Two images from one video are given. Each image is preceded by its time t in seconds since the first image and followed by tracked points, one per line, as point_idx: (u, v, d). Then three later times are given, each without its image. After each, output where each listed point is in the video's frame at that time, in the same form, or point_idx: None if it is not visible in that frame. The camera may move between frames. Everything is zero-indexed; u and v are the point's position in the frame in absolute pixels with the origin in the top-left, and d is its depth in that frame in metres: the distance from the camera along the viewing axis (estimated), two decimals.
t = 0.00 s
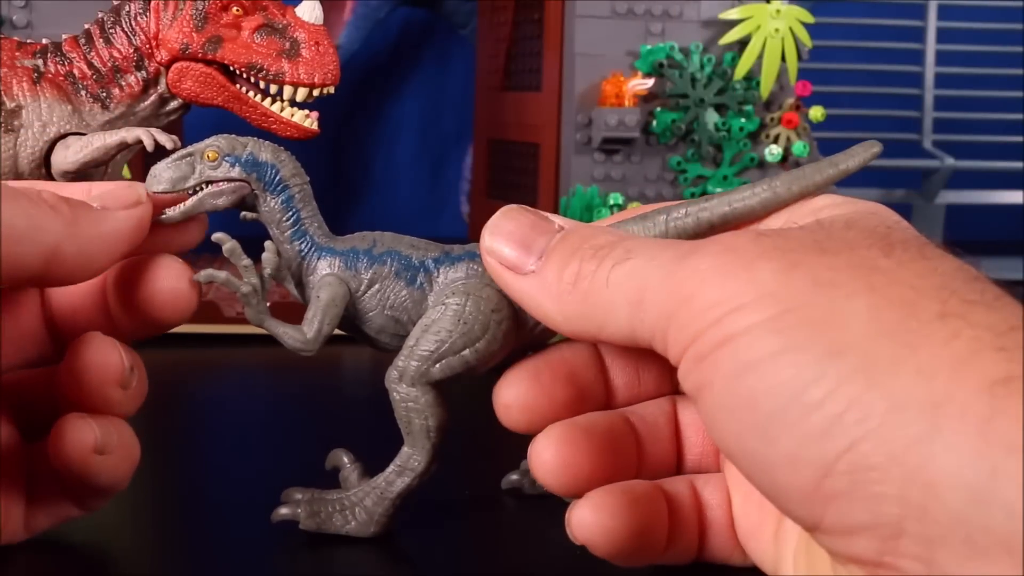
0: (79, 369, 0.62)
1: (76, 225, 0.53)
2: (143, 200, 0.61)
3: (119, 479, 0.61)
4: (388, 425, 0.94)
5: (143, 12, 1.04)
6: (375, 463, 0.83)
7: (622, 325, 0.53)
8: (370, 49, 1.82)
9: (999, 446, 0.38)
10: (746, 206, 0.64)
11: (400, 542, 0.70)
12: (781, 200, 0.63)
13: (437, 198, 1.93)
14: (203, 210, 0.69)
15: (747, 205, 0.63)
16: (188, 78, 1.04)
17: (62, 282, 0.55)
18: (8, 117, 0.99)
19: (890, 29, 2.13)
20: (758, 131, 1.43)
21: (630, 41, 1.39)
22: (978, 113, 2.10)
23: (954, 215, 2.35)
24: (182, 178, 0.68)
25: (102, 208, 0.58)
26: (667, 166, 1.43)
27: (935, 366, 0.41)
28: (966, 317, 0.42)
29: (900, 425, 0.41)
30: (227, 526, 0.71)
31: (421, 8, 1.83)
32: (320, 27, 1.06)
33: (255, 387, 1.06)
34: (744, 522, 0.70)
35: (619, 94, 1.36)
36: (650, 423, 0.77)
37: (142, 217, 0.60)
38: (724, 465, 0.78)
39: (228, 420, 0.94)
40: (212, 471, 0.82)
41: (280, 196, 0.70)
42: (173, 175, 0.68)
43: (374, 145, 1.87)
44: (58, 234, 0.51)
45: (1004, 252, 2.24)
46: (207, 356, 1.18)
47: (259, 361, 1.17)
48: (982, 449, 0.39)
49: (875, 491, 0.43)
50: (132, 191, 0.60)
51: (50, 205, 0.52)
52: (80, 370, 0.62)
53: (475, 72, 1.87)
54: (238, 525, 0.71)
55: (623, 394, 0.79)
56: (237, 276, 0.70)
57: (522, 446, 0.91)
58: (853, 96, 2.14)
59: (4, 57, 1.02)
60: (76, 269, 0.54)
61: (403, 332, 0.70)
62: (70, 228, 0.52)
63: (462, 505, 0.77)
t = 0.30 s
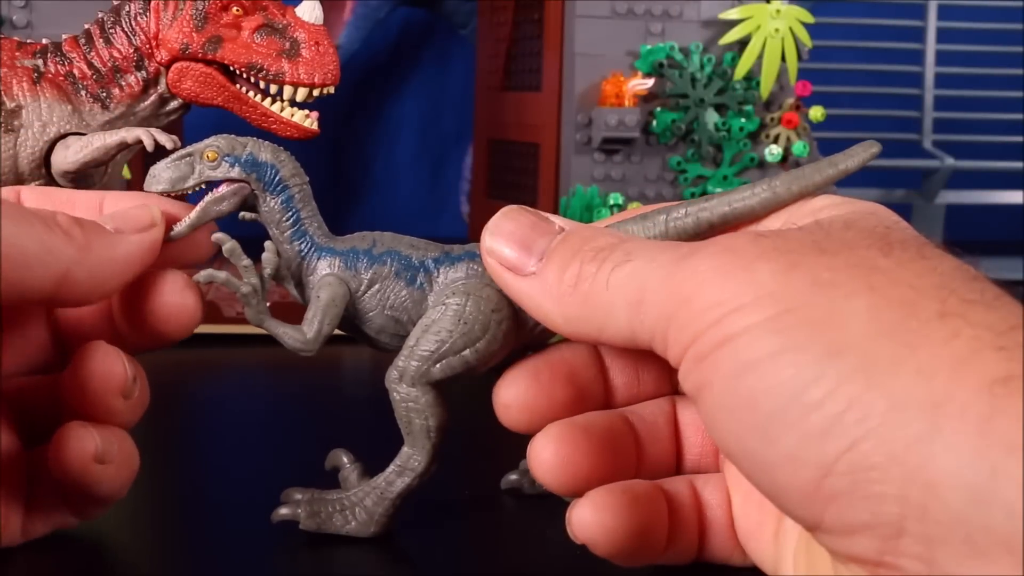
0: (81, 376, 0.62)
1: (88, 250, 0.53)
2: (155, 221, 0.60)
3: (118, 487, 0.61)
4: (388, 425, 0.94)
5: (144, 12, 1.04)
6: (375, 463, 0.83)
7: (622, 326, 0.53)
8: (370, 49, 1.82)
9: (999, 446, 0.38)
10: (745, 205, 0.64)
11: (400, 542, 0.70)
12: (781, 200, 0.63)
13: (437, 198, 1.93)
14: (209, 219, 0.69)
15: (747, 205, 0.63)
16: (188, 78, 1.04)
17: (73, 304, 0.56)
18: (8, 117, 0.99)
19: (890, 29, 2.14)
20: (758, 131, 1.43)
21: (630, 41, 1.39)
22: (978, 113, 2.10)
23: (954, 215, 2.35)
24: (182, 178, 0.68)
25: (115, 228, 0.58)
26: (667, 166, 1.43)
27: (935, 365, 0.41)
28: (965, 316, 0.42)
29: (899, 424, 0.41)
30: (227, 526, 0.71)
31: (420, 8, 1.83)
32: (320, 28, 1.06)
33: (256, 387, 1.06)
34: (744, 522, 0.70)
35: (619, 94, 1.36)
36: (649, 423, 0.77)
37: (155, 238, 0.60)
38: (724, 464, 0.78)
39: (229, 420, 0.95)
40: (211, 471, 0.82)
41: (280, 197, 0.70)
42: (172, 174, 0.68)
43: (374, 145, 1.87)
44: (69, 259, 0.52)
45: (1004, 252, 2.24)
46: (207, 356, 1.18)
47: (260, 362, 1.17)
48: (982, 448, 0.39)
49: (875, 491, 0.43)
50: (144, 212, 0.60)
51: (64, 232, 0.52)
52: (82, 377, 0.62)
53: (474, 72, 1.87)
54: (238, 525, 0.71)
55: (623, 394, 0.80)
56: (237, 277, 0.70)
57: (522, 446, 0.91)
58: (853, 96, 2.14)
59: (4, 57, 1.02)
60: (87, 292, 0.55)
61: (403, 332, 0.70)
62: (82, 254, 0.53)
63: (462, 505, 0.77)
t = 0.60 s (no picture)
0: (85, 387, 0.62)
1: (103, 273, 0.54)
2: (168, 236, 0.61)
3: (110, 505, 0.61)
4: (388, 425, 0.94)
5: (143, 12, 1.04)
6: (375, 463, 0.83)
7: (621, 327, 0.53)
8: (370, 49, 1.82)
9: (994, 443, 0.38)
10: (745, 201, 0.64)
11: (400, 541, 0.70)
12: (780, 195, 0.63)
13: (437, 198, 1.93)
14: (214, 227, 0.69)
15: (746, 200, 0.63)
16: (188, 78, 1.04)
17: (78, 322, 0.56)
18: (8, 117, 0.99)
19: (890, 29, 2.14)
20: (758, 131, 1.43)
21: (630, 41, 1.39)
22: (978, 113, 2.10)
23: (954, 215, 2.35)
24: (183, 184, 0.67)
25: (128, 247, 0.58)
26: (667, 166, 1.43)
27: (930, 363, 0.41)
28: (961, 314, 0.42)
29: (896, 422, 0.41)
30: (228, 526, 0.71)
31: (420, 8, 1.83)
32: (320, 27, 1.06)
33: (257, 387, 1.06)
34: (744, 522, 0.70)
35: (619, 94, 1.36)
36: (649, 423, 0.78)
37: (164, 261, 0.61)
38: (723, 464, 0.78)
39: (229, 420, 0.95)
40: (211, 470, 0.82)
41: (281, 201, 0.70)
42: (173, 181, 0.68)
43: (374, 144, 1.87)
44: (84, 284, 0.52)
45: (1004, 252, 2.24)
46: (207, 356, 1.19)
47: (260, 362, 1.17)
48: (977, 445, 0.39)
49: (871, 490, 0.43)
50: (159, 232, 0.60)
51: (83, 256, 0.52)
52: (86, 388, 0.62)
53: (474, 72, 1.87)
54: (238, 525, 0.71)
55: (623, 394, 0.80)
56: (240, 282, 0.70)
57: (522, 446, 0.91)
58: (853, 96, 2.14)
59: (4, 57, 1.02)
60: (95, 314, 0.55)
61: (405, 334, 0.71)
62: (97, 279, 0.53)
63: (462, 505, 0.77)
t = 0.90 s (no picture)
0: (85, 416, 0.61)
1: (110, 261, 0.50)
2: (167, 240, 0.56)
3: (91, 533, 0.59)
4: (388, 425, 0.94)
5: (143, 12, 1.04)
6: (375, 463, 0.83)
7: (622, 329, 0.53)
8: (370, 49, 1.83)
9: (996, 449, 0.38)
10: (746, 205, 0.63)
11: (398, 540, 0.70)
12: (781, 200, 0.63)
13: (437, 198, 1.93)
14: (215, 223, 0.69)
15: (747, 204, 0.63)
16: (188, 78, 1.04)
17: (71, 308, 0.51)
18: (8, 117, 0.98)
19: (890, 29, 2.14)
20: (757, 132, 1.43)
21: (630, 41, 1.39)
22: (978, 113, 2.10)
23: (954, 215, 2.35)
24: (184, 182, 0.68)
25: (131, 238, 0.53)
26: (667, 166, 1.42)
27: (933, 367, 0.41)
28: (963, 318, 0.42)
29: (899, 426, 0.41)
30: (227, 526, 0.71)
31: (420, 8, 1.83)
32: (319, 27, 1.06)
33: (257, 387, 1.06)
34: (744, 522, 0.71)
35: (619, 94, 1.36)
36: (650, 422, 0.78)
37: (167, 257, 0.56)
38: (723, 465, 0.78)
39: (228, 420, 0.95)
40: (210, 470, 0.82)
41: (282, 199, 0.70)
42: (174, 178, 0.68)
43: (374, 144, 1.87)
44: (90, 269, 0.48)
45: (1003, 252, 2.24)
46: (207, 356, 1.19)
47: (260, 362, 1.17)
48: (979, 451, 0.39)
49: (872, 495, 0.43)
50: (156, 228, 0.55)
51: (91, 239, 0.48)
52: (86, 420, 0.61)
53: (474, 72, 1.87)
54: (237, 524, 0.71)
55: (624, 395, 0.80)
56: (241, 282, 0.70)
57: (523, 446, 0.91)
58: (854, 96, 2.14)
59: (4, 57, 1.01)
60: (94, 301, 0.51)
61: (405, 334, 0.70)
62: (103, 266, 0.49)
63: (461, 505, 0.77)
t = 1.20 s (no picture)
0: (171, 443, 0.59)
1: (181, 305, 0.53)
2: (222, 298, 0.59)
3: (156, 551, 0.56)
4: (388, 424, 0.94)
5: (143, 12, 1.04)
6: (373, 463, 0.83)
7: (627, 319, 0.54)
8: (370, 49, 1.83)
9: (1000, 440, 0.38)
10: (745, 207, 0.63)
11: (395, 538, 0.70)
12: (779, 202, 0.63)
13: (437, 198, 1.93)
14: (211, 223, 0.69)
15: (746, 206, 0.63)
16: (188, 78, 1.04)
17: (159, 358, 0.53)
18: (8, 117, 0.99)
19: (889, 29, 2.14)
20: (758, 131, 1.43)
21: (630, 41, 1.39)
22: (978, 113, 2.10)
23: (954, 215, 2.35)
24: (180, 181, 0.68)
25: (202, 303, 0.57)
26: (667, 166, 1.42)
27: (937, 359, 0.41)
28: (967, 311, 0.42)
29: (904, 419, 0.41)
30: (227, 526, 0.71)
31: (420, 8, 1.83)
32: (320, 28, 1.06)
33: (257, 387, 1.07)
34: (744, 521, 0.70)
35: (619, 94, 1.36)
36: (638, 425, 0.78)
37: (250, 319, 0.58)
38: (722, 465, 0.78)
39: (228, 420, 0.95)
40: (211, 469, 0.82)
41: (279, 199, 0.70)
42: (171, 177, 0.68)
43: (374, 144, 1.87)
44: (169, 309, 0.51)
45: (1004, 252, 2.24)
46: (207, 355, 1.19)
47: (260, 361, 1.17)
48: (985, 443, 0.38)
49: (877, 486, 0.42)
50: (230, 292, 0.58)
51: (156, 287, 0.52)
52: (175, 445, 0.59)
53: (475, 72, 1.87)
54: (236, 524, 0.72)
55: (608, 399, 0.80)
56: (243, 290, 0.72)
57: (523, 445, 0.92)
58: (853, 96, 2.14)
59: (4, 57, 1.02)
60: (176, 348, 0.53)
61: (402, 335, 0.70)
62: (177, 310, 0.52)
63: (458, 504, 0.77)
